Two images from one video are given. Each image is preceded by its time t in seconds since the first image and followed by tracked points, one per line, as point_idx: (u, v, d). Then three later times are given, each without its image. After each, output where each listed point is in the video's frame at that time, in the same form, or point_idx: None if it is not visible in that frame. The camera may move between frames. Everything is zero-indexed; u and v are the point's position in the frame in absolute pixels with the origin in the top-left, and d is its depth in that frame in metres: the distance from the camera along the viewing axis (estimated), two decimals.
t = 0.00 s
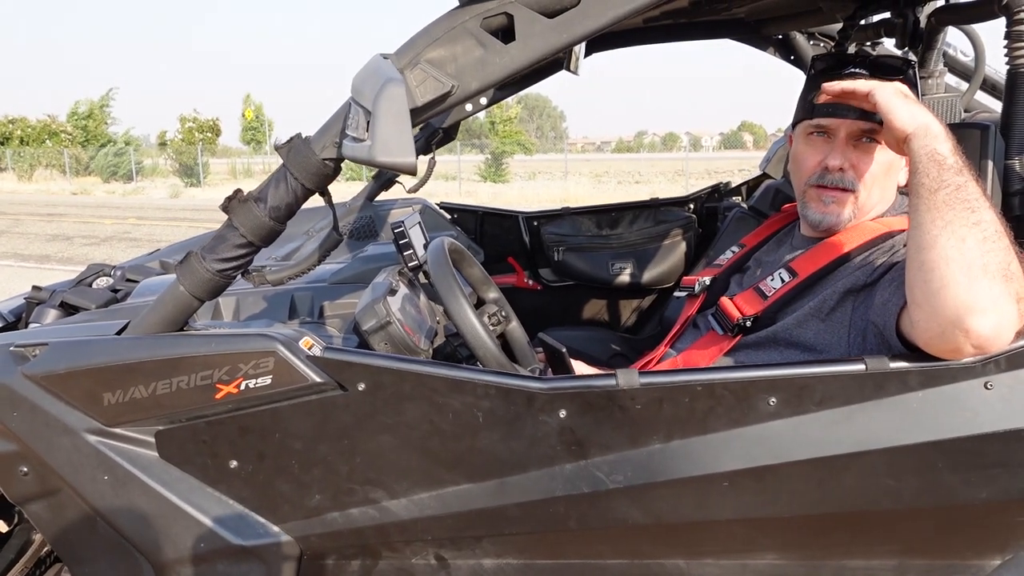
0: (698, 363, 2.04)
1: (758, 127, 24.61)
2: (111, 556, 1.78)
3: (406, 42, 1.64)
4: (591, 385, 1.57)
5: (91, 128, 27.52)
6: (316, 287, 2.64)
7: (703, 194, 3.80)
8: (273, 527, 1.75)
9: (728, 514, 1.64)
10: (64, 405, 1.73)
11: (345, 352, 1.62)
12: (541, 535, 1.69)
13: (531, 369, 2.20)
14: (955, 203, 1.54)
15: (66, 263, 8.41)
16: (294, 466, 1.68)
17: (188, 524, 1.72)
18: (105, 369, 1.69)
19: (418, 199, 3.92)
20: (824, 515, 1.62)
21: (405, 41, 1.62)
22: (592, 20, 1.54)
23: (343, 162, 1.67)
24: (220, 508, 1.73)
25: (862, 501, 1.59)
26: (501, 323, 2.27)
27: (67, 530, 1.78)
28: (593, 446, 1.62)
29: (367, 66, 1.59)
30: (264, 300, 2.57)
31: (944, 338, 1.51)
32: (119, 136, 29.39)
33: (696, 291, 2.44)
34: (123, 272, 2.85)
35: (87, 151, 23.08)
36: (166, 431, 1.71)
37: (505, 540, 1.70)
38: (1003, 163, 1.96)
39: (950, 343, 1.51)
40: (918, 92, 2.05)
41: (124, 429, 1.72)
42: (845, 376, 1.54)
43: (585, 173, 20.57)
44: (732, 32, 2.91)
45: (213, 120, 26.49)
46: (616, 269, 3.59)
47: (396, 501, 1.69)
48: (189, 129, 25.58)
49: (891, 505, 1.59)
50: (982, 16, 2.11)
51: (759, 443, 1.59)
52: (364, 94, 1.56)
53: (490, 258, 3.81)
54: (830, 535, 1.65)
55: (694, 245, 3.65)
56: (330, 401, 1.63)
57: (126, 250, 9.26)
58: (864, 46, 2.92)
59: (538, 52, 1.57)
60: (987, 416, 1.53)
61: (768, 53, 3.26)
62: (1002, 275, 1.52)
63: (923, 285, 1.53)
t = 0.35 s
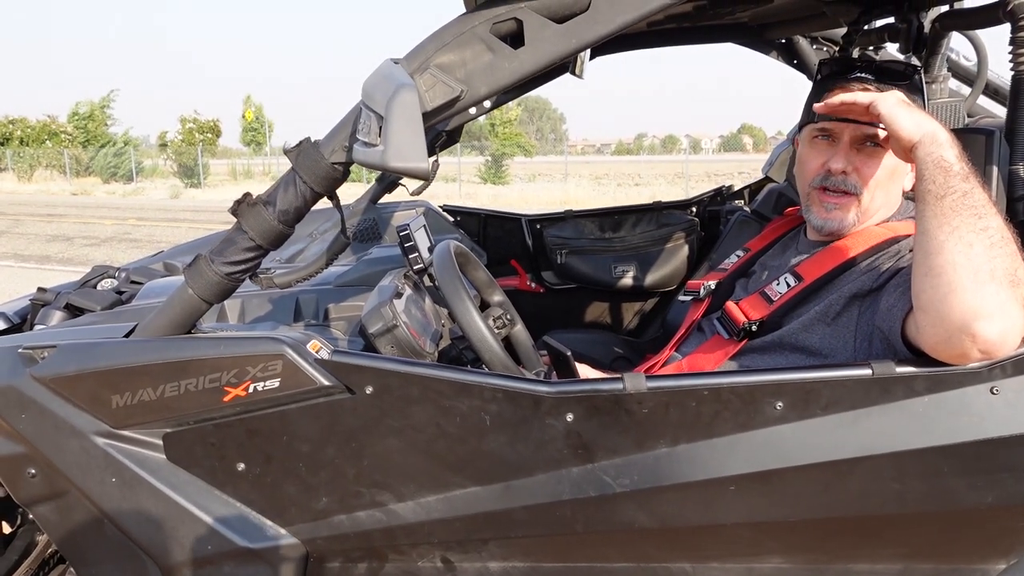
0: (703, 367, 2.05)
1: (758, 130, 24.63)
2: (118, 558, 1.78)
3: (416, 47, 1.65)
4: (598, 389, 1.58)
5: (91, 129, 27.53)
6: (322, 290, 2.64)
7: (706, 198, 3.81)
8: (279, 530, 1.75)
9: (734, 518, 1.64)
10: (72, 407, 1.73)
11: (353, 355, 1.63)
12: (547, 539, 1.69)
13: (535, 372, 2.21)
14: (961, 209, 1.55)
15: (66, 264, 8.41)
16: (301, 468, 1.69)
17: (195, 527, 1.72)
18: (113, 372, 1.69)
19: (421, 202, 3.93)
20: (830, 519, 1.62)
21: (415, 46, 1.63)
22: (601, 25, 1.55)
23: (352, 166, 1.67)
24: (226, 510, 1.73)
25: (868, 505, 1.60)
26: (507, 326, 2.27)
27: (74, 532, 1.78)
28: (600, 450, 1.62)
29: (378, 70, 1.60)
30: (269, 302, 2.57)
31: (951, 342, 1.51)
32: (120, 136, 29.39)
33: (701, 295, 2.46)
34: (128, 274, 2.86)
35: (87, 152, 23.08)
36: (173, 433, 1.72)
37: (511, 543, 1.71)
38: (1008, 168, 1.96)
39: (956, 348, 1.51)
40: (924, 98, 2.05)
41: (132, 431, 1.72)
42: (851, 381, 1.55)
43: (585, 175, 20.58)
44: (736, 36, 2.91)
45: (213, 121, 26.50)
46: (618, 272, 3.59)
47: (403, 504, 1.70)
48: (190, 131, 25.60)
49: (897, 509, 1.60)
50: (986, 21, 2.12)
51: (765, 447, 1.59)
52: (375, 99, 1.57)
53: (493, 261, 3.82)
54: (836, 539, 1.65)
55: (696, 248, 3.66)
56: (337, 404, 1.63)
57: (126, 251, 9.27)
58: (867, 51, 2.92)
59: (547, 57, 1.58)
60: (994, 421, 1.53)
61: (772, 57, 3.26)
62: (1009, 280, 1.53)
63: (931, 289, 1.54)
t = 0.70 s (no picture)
0: (702, 370, 2.05)
1: (756, 133, 24.61)
2: (113, 561, 1.77)
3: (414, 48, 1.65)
4: (596, 391, 1.57)
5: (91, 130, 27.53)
6: (319, 291, 2.64)
7: (705, 200, 3.81)
8: (276, 532, 1.74)
9: (731, 520, 1.63)
10: (68, 409, 1.73)
11: (351, 357, 1.62)
12: (544, 542, 1.69)
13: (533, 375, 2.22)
14: (961, 213, 1.54)
15: (64, 265, 8.41)
16: (297, 470, 1.68)
17: (191, 529, 1.72)
18: (109, 373, 1.69)
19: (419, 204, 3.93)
20: (829, 521, 1.61)
21: (413, 47, 1.63)
22: (600, 27, 1.54)
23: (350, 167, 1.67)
24: (223, 512, 1.73)
25: (867, 507, 1.59)
26: (505, 328, 2.27)
27: (69, 534, 1.78)
28: (597, 452, 1.62)
29: (376, 72, 1.59)
30: (267, 304, 2.57)
31: (949, 344, 1.51)
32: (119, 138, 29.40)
33: (700, 298, 2.44)
34: (125, 276, 2.85)
35: (87, 153, 23.08)
36: (170, 435, 1.71)
37: (508, 546, 1.70)
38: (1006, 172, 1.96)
39: (954, 350, 1.51)
40: (919, 100, 2.07)
41: (128, 433, 1.72)
42: (850, 384, 1.54)
43: (584, 178, 20.60)
44: (736, 39, 2.91)
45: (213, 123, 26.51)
46: (617, 274, 3.58)
47: (400, 507, 1.69)
48: (189, 132, 25.60)
49: (895, 513, 1.59)
50: (985, 25, 2.12)
51: (764, 449, 1.59)
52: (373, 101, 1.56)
53: (492, 263, 3.82)
54: (834, 542, 1.65)
55: (695, 251, 3.65)
56: (334, 406, 1.63)
57: (124, 252, 9.26)
58: (866, 54, 2.92)
59: (545, 59, 1.57)
60: (993, 425, 1.53)
61: (771, 60, 3.26)
62: (1008, 283, 1.53)
63: (929, 291, 1.53)
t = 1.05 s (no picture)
0: (699, 371, 2.03)
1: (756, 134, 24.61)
2: (107, 563, 1.76)
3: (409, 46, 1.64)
4: (592, 392, 1.56)
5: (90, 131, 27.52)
6: (316, 291, 2.63)
7: (705, 200, 3.80)
8: (269, 534, 1.73)
9: (729, 522, 1.62)
10: (61, 410, 1.71)
11: (345, 358, 1.60)
12: (540, 544, 1.67)
13: (530, 376, 2.21)
14: (957, 214, 1.53)
15: (63, 266, 8.39)
16: (291, 472, 1.67)
17: (184, 531, 1.70)
18: (102, 374, 1.67)
19: (418, 204, 3.92)
20: (827, 524, 1.60)
21: (408, 45, 1.61)
22: (597, 25, 1.53)
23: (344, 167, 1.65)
24: (216, 514, 1.72)
25: (865, 509, 1.58)
26: (501, 329, 2.26)
27: (62, 536, 1.76)
28: (594, 454, 1.60)
29: (370, 69, 1.58)
30: (263, 304, 2.56)
31: (947, 346, 1.49)
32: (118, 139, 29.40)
33: (699, 298, 2.42)
34: (121, 276, 2.83)
35: (86, 154, 23.06)
36: (163, 436, 1.70)
37: (504, 548, 1.69)
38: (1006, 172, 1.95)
39: (953, 351, 1.49)
40: (917, 99, 2.07)
41: (121, 435, 1.71)
42: (849, 385, 1.53)
43: (583, 179, 20.59)
44: (735, 39, 2.90)
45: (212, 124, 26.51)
46: (616, 275, 3.56)
47: (395, 509, 1.68)
48: (189, 133, 25.59)
49: (894, 515, 1.58)
50: (984, 24, 2.10)
51: (762, 451, 1.57)
52: (367, 99, 1.55)
53: (490, 263, 3.81)
54: (832, 544, 1.63)
55: (694, 251, 3.64)
56: (328, 407, 1.61)
57: (122, 253, 9.25)
58: (866, 54, 2.91)
59: (541, 57, 1.56)
60: (992, 427, 1.52)
61: (770, 60, 3.25)
62: (1005, 283, 1.51)
63: (926, 293, 1.51)
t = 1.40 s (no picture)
0: (665, 373, 2.04)
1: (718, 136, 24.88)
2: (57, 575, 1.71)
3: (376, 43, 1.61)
4: (558, 395, 1.55)
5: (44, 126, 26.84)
6: (277, 292, 2.59)
7: (668, 201, 3.83)
8: (228, 543, 1.69)
9: (694, 523, 1.62)
10: (8, 417, 1.66)
11: (306, 361, 1.57)
12: (505, 547, 1.66)
13: (496, 377, 2.21)
14: (913, 218, 1.55)
15: (14, 264, 8.16)
16: (250, 479, 1.63)
17: (139, 540, 1.66)
18: (52, 380, 1.62)
19: (382, 203, 3.89)
20: (790, 524, 1.61)
21: (375, 42, 1.58)
22: (565, 26, 1.52)
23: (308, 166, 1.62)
24: (172, 522, 1.67)
25: (827, 509, 1.59)
26: (467, 330, 2.24)
27: (11, 547, 1.71)
28: (560, 457, 1.60)
29: (336, 66, 1.55)
30: (222, 305, 2.51)
31: (906, 347, 1.51)
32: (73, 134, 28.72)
33: (663, 301, 2.43)
34: (74, 276, 2.76)
35: (39, 149, 22.48)
36: (116, 443, 1.65)
37: (469, 553, 1.67)
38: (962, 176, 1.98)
39: (912, 352, 1.51)
40: (878, 103, 2.09)
41: (71, 442, 1.65)
42: (811, 385, 1.54)
43: (547, 178, 20.62)
44: (700, 41, 2.91)
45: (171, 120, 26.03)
46: (581, 275, 3.57)
47: (358, 515, 1.65)
48: (147, 129, 25.10)
49: (855, 514, 1.59)
50: (943, 31, 2.14)
51: (726, 452, 1.58)
52: (333, 97, 1.53)
53: (455, 263, 3.78)
54: (795, 544, 1.65)
55: (658, 251, 3.66)
56: (289, 412, 1.58)
57: (77, 251, 9.03)
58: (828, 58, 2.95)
59: (510, 57, 1.55)
60: (950, 425, 1.53)
61: (734, 63, 3.28)
62: (961, 285, 1.53)
63: (884, 296, 1.53)
